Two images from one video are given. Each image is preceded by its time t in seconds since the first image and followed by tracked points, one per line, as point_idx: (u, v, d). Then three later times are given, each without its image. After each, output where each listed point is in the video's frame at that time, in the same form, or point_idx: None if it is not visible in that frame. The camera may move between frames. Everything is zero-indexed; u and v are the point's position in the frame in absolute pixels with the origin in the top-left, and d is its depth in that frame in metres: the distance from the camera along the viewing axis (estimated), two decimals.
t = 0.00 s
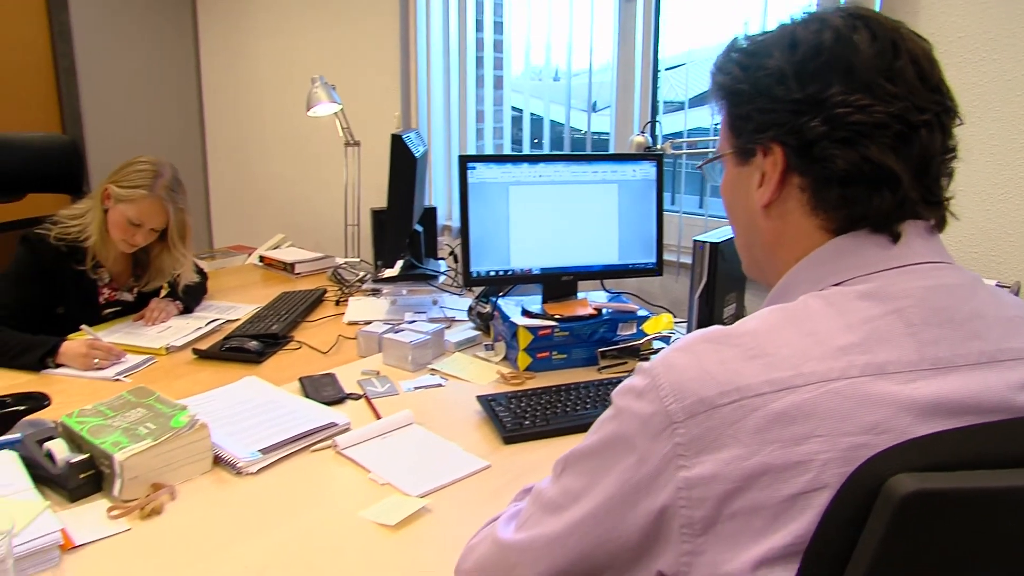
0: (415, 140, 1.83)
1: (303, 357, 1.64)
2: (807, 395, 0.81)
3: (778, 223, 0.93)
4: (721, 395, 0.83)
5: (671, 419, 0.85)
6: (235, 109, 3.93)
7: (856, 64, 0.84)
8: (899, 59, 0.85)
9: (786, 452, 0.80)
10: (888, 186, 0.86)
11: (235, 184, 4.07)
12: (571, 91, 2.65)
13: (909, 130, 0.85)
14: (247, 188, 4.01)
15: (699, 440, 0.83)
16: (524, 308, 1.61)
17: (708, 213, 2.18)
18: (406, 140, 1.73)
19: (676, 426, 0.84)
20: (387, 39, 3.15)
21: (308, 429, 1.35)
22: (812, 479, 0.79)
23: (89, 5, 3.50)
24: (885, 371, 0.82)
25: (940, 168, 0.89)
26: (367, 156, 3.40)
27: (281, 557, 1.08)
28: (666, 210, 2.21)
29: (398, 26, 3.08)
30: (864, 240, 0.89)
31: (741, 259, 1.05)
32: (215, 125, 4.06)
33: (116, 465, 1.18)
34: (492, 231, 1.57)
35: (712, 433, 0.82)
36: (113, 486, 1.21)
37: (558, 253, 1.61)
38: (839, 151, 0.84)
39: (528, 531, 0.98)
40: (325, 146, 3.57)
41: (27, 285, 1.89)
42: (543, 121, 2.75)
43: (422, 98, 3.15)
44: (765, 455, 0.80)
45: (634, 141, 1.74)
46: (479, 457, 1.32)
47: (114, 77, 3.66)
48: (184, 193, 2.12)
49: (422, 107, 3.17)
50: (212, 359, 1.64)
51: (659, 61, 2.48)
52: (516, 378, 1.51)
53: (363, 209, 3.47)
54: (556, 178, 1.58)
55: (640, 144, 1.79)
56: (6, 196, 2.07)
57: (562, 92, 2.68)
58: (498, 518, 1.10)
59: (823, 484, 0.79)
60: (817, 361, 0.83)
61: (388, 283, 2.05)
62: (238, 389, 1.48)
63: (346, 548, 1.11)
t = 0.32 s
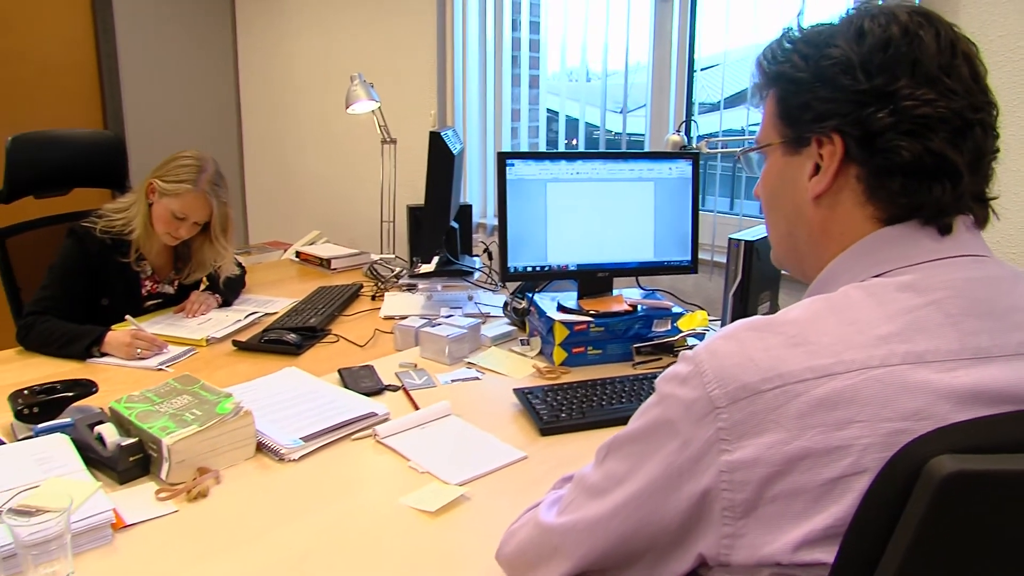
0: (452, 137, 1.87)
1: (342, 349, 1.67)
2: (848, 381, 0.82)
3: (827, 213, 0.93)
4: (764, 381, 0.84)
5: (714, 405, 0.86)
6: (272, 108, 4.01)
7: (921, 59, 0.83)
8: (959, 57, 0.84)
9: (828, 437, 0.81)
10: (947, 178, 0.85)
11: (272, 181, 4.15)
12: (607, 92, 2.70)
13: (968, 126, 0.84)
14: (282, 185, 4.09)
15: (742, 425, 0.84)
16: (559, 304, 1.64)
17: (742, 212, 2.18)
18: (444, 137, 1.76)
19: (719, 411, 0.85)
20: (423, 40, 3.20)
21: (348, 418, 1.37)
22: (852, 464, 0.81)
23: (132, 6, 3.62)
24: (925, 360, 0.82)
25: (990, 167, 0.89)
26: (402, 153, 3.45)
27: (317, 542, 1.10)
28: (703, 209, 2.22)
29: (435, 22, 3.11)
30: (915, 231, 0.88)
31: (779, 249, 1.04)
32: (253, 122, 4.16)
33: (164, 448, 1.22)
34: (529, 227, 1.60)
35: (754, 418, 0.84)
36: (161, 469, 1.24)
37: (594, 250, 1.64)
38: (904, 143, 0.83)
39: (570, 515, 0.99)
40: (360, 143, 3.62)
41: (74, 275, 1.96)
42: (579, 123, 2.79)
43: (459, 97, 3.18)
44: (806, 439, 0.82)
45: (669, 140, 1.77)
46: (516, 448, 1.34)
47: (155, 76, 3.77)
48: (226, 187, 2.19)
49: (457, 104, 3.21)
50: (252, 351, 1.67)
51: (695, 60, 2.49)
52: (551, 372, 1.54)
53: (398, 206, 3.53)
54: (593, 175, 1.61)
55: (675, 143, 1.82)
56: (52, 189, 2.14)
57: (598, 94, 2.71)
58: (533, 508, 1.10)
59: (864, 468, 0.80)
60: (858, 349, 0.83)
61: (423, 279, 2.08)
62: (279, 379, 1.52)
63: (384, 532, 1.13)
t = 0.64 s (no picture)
0: (463, 137, 1.92)
1: (356, 345, 1.71)
2: (856, 365, 0.85)
3: (838, 207, 0.95)
4: (775, 366, 0.87)
5: (727, 389, 0.88)
6: (285, 110, 4.09)
7: (931, 56, 0.86)
8: (965, 56, 0.88)
9: (836, 419, 0.84)
10: (956, 171, 0.88)
11: (284, 181, 4.22)
12: (616, 94, 2.76)
13: (975, 121, 0.87)
14: (295, 185, 4.17)
15: (753, 408, 0.87)
16: (570, 301, 1.67)
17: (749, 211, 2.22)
18: (456, 136, 1.82)
19: (731, 395, 0.88)
20: (433, 43, 3.26)
21: (364, 411, 1.40)
22: (860, 445, 0.83)
23: (146, 9, 3.67)
24: (930, 345, 0.84)
25: (993, 160, 0.92)
26: (413, 153, 3.50)
27: (336, 530, 1.13)
28: (713, 208, 2.27)
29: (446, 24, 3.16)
30: (925, 222, 0.91)
31: (786, 242, 1.07)
32: (265, 124, 4.23)
33: (186, 439, 1.24)
34: (540, 225, 1.66)
35: (765, 402, 0.87)
36: (182, 459, 1.26)
37: (604, 247, 1.69)
38: (918, 137, 0.85)
39: (586, 500, 1.02)
40: (371, 144, 3.68)
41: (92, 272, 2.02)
42: (588, 125, 2.89)
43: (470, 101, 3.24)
44: (816, 421, 0.85)
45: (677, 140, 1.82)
46: (530, 440, 1.36)
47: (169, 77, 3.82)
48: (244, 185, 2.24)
49: (467, 105, 3.28)
50: (267, 347, 1.70)
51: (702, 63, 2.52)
52: (562, 367, 1.57)
53: (409, 205, 3.58)
54: (604, 173, 1.67)
55: (683, 143, 1.88)
56: (67, 189, 2.16)
57: (608, 97, 2.79)
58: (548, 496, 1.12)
59: (871, 449, 0.83)
60: (865, 335, 0.86)
61: (434, 276, 2.12)
62: (295, 373, 1.55)
63: (401, 520, 1.16)
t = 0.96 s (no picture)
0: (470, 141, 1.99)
1: (365, 345, 1.75)
2: (857, 357, 0.88)
3: (840, 207, 0.99)
4: (779, 357, 0.91)
5: (733, 380, 0.92)
6: (292, 115, 4.14)
7: (927, 62, 0.90)
8: (958, 61, 0.92)
9: (839, 407, 0.88)
10: (953, 171, 0.92)
11: (290, 184, 4.27)
12: (619, 99, 2.81)
13: (969, 123, 0.92)
14: (302, 189, 4.21)
15: (759, 398, 0.91)
16: (576, 303, 1.71)
17: (752, 215, 2.28)
18: (464, 140, 1.89)
19: (737, 385, 0.92)
20: (441, 49, 3.32)
21: (375, 408, 1.43)
22: (861, 432, 0.87)
23: (155, 14, 3.71)
24: (927, 337, 0.88)
25: (986, 161, 0.96)
26: (419, 157, 3.56)
27: (349, 522, 1.16)
28: (717, 211, 2.32)
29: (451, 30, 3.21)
30: (923, 220, 0.95)
31: (790, 243, 1.11)
32: (272, 129, 4.28)
33: (203, 434, 1.27)
34: (546, 227, 1.72)
35: (770, 391, 0.90)
36: (198, 454, 1.29)
37: (608, 248, 1.76)
38: (916, 139, 0.89)
39: (596, 489, 1.05)
40: (378, 148, 3.74)
41: (102, 271, 2.10)
42: (592, 132, 2.92)
43: (474, 107, 3.32)
44: (819, 410, 0.88)
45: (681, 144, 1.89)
46: (539, 436, 1.39)
47: (176, 80, 3.87)
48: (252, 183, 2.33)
49: (473, 110, 3.33)
50: (277, 347, 1.73)
51: (705, 67, 2.57)
52: (569, 366, 1.61)
53: (416, 208, 3.63)
54: (609, 176, 1.73)
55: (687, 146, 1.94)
56: (81, 193, 2.21)
57: (613, 102, 2.83)
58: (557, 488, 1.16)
59: (872, 436, 0.87)
60: (865, 327, 0.90)
61: (441, 278, 2.17)
62: (307, 372, 1.58)
63: (414, 512, 1.19)
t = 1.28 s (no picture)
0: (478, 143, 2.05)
1: (374, 344, 1.78)
2: (865, 352, 0.91)
3: (849, 210, 1.01)
4: (789, 353, 0.93)
5: (744, 375, 0.94)
6: (301, 116, 4.17)
7: (935, 68, 0.93)
8: (963, 68, 0.95)
9: (847, 401, 0.90)
10: (960, 173, 0.95)
11: (299, 185, 4.31)
12: (627, 103, 2.86)
13: (974, 128, 0.95)
14: (310, 190, 4.25)
15: (769, 393, 0.93)
16: (583, 303, 1.75)
17: (756, 218, 2.34)
18: (474, 141, 1.96)
19: (749, 380, 0.94)
20: (449, 53, 3.36)
21: (387, 405, 1.46)
22: (869, 426, 0.89)
23: (165, 16, 3.75)
24: (933, 334, 0.91)
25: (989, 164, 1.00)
26: (427, 159, 3.59)
27: (361, 516, 1.17)
28: (725, 215, 2.37)
29: (460, 34, 3.26)
30: (930, 220, 0.97)
31: (796, 245, 1.12)
32: (280, 131, 4.31)
33: (217, 429, 1.28)
34: (555, 228, 1.79)
35: (780, 386, 0.92)
36: (213, 449, 1.31)
37: (615, 251, 1.82)
38: (927, 142, 0.92)
39: (608, 484, 1.07)
40: (386, 149, 3.77)
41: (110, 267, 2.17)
42: (601, 137, 2.97)
43: (483, 106, 3.34)
44: (828, 404, 0.90)
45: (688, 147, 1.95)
46: (548, 434, 1.42)
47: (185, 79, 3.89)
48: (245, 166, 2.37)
49: (481, 112, 3.37)
50: (285, 346, 1.75)
51: (712, 71, 2.61)
52: (576, 366, 1.64)
53: (424, 210, 3.66)
54: (618, 178, 1.80)
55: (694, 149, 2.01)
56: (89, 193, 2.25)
57: (620, 105, 2.88)
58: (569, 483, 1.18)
59: (880, 429, 0.89)
60: (872, 324, 0.92)
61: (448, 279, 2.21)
62: (318, 369, 1.61)
63: (426, 507, 1.20)
